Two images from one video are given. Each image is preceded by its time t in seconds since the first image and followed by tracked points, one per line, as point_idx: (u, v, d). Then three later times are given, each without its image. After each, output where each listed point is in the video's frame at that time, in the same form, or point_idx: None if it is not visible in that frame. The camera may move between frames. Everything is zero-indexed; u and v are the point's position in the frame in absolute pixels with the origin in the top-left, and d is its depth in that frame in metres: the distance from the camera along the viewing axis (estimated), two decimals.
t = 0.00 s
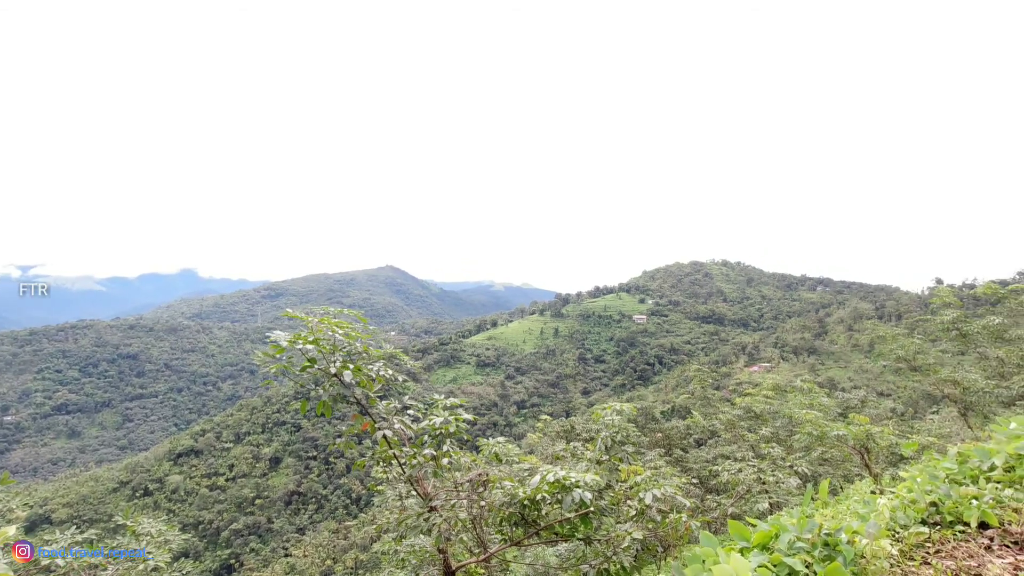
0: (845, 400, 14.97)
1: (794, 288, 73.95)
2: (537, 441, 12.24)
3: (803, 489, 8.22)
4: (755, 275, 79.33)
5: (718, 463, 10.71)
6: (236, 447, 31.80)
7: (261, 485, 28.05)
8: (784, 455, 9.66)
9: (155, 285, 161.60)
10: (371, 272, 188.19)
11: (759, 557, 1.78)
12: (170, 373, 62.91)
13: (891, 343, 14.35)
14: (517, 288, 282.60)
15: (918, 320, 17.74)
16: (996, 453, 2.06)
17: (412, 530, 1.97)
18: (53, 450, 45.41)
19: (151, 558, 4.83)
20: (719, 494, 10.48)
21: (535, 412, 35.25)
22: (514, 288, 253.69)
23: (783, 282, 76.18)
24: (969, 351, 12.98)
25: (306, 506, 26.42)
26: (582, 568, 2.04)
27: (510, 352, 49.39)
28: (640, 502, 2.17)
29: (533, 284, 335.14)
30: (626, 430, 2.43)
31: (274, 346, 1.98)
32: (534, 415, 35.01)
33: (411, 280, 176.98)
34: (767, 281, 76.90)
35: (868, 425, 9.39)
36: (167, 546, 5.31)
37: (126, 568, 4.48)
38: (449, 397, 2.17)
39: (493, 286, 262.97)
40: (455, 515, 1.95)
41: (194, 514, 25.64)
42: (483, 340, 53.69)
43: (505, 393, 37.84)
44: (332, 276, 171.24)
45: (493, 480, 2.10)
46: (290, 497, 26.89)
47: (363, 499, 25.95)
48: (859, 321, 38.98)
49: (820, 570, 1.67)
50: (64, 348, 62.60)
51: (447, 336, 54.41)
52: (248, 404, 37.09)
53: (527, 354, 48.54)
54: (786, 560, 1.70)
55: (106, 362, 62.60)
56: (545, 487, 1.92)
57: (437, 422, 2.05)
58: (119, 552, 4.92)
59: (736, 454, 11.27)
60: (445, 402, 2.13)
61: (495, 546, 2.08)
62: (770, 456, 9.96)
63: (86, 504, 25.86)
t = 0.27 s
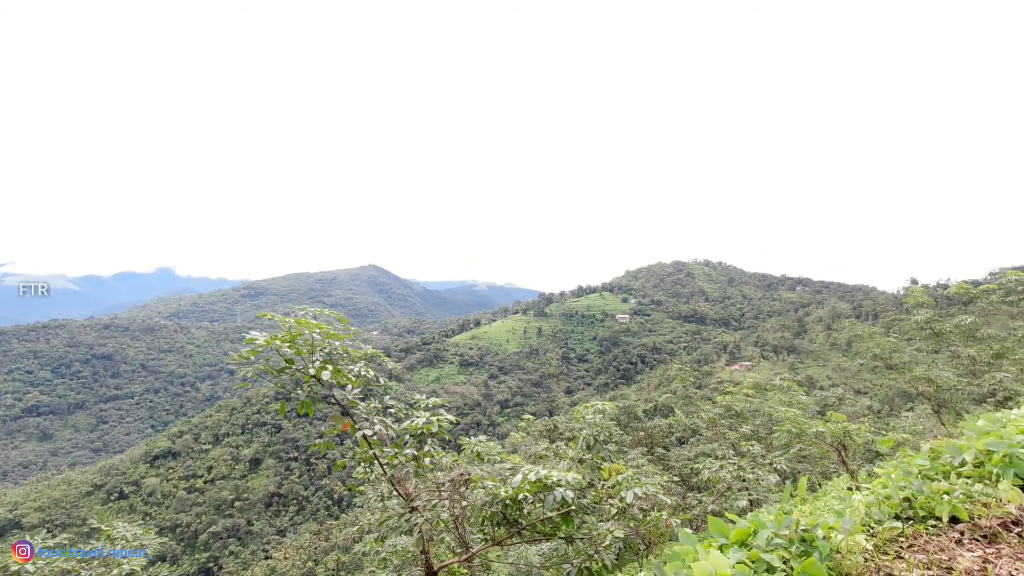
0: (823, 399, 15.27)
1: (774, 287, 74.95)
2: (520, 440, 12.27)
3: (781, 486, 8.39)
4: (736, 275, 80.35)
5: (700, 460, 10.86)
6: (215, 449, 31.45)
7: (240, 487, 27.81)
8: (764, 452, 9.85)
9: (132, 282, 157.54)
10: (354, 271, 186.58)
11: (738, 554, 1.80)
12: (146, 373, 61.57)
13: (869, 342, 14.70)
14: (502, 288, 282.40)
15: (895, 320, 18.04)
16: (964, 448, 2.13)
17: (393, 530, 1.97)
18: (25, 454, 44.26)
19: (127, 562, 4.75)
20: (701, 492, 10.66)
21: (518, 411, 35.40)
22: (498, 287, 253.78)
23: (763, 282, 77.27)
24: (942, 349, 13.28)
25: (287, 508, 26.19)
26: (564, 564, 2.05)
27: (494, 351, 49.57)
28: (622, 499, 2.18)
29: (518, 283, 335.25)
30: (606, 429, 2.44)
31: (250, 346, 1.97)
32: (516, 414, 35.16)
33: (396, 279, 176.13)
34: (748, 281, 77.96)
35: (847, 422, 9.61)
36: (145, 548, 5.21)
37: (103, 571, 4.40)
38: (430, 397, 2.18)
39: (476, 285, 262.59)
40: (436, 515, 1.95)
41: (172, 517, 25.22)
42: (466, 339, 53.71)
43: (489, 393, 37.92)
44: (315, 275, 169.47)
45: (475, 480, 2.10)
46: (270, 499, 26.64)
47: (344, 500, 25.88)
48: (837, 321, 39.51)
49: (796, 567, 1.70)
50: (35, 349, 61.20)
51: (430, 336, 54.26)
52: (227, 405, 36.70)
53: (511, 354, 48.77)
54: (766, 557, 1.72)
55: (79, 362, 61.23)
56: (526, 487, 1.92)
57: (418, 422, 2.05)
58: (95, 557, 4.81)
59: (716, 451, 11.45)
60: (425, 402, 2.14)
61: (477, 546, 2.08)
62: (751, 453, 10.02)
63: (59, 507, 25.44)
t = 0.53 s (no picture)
0: (803, 397, 16.09)
1: (754, 287, 76.08)
2: (502, 440, 12.26)
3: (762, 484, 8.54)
4: (717, 274, 81.30)
5: (681, 459, 10.98)
6: (193, 451, 31.01)
7: (219, 490, 27.52)
8: (744, 450, 10.06)
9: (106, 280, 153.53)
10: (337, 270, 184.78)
11: (719, 550, 1.82)
12: (121, 374, 60.23)
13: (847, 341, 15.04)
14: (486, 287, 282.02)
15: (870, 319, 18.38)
16: (936, 445, 2.19)
17: (373, 530, 1.96)
18: None
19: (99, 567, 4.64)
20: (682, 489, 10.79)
21: (501, 411, 35.47)
22: (482, 286, 253.68)
23: (744, 282, 78.21)
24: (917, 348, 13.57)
25: (267, 509, 25.91)
26: (546, 563, 2.06)
27: (477, 351, 49.69)
28: (602, 497, 2.20)
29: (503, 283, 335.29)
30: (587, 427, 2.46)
31: (226, 347, 1.96)
32: (499, 414, 35.23)
33: (380, 279, 175.16)
34: (729, 281, 78.98)
35: (824, 420, 10.17)
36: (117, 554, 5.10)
37: None
38: (410, 397, 2.19)
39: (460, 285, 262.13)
40: (418, 515, 1.94)
41: (147, 521, 24.61)
42: (450, 339, 53.64)
43: (472, 393, 37.92)
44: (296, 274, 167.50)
45: (457, 479, 2.10)
46: (251, 501, 26.39)
47: (325, 501, 25.79)
48: (816, 320, 40.23)
49: (774, 563, 1.71)
50: (4, 351, 59.57)
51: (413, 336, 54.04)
52: (205, 407, 36.20)
53: (494, 353, 48.95)
54: (744, 553, 1.74)
55: (51, 364, 59.67)
56: (508, 486, 1.93)
57: (397, 422, 2.06)
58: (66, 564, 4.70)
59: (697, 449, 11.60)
60: (405, 403, 2.14)
61: (459, 546, 2.07)
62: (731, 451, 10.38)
63: (30, 512, 24.82)
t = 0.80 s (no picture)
0: (784, 395, 16.38)
1: (737, 287, 76.88)
2: (487, 439, 12.28)
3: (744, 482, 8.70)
4: (701, 274, 82.14)
5: (664, 457, 11.09)
6: (172, 453, 30.60)
7: (199, 491, 27.05)
8: (726, 449, 10.27)
9: (81, 278, 149.34)
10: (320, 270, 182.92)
11: (701, 548, 1.83)
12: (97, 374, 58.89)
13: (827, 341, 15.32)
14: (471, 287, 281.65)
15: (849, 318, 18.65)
16: (913, 441, 2.22)
17: (355, 532, 1.95)
18: None
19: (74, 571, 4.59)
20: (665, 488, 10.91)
21: (485, 410, 35.40)
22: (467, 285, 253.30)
23: (728, 281, 79.04)
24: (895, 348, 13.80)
25: (248, 511, 25.62)
26: (530, 562, 2.06)
27: (461, 350, 49.71)
28: (585, 496, 2.21)
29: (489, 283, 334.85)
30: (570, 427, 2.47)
31: (204, 348, 1.96)
32: (484, 413, 35.15)
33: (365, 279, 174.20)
34: (712, 280, 79.68)
35: (803, 418, 10.30)
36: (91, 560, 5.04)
37: None
38: (392, 398, 2.20)
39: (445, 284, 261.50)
40: (401, 515, 1.93)
41: (125, 524, 24.23)
42: (434, 339, 53.53)
43: (457, 392, 37.83)
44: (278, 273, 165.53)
45: (440, 480, 2.10)
46: (232, 503, 26.12)
47: (308, 502, 25.64)
48: (797, 319, 40.68)
49: (754, 558, 1.73)
50: None
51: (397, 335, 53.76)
52: (185, 407, 35.68)
53: (478, 353, 49.03)
54: (724, 549, 1.75)
55: (24, 364, 58.22)
56: (492, 485, 1.92)
57: (377, 421, 2.08)
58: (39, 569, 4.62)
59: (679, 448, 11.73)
60: (385, 402, 2.15)
61: (443, 545, 2.07)
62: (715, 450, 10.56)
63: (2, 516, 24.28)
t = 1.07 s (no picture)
0: (765, 394, 16.58)
1: (720, 286, 77.74)
2: (470, 438, 12.29)
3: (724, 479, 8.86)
4: (684, 274, 82.99)
5: (646, 456, 11.21)
6: (148, 455, 30.01)
7: (176, 494, 26.63)
8: (708, 446, 10.49)
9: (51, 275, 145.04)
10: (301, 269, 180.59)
11: (681, 545, 1.85)
12: (70, 375, 57.34)
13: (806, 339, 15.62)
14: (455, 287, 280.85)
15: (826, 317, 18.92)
16: (888, 438, 2.26)
17: (336, 532, 1.95)
18: None
19: None
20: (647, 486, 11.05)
21: (468, 409, 35.31)
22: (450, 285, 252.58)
23: (709, 281, 79.98)
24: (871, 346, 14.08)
25: (227, 514, 25.27)
26: (511, 562, 2.07)
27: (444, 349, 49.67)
28: (568, 493, 2.23)
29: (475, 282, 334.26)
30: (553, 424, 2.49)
31: (180, 349, 1.95)
32: (467, 412, 35.06)
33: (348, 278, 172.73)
34: (694, 280, 80.58)
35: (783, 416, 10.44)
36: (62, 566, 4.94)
37: None
38: (374, 399, 2.21)
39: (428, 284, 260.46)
40: (382, 516, 1.94)
41: (100, 529, 23.63)
42: (417, 338, 53.38)
43: (440, 392, 37.66)
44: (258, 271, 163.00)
45: (422, 479, 2.10)
46: (211, 505, 25.68)
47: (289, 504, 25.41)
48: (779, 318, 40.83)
49: (732, 555, 1.75)
50: None
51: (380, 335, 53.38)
52: (162, 408, 35.19)
53: (462, 352, 49.03)
54: (703, 547, 1.77)
55: None
56: (473, 485, 1.92)
57: (358, 421, 2.09)
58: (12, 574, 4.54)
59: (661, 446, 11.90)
60: (366, 403, 2.16)
61: (426, 545, 2.08)
62: (696, 447, 10.76)
63: None
